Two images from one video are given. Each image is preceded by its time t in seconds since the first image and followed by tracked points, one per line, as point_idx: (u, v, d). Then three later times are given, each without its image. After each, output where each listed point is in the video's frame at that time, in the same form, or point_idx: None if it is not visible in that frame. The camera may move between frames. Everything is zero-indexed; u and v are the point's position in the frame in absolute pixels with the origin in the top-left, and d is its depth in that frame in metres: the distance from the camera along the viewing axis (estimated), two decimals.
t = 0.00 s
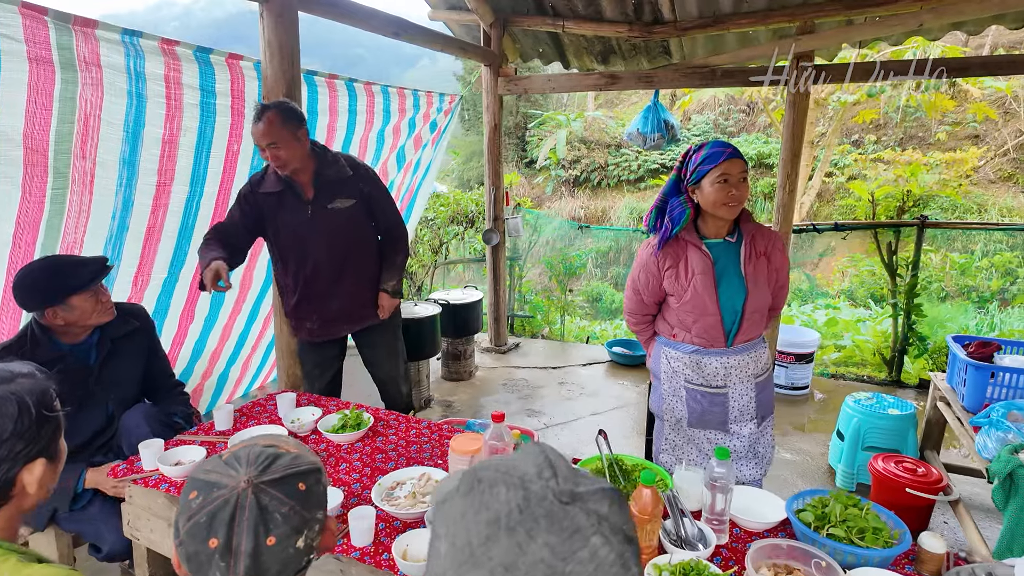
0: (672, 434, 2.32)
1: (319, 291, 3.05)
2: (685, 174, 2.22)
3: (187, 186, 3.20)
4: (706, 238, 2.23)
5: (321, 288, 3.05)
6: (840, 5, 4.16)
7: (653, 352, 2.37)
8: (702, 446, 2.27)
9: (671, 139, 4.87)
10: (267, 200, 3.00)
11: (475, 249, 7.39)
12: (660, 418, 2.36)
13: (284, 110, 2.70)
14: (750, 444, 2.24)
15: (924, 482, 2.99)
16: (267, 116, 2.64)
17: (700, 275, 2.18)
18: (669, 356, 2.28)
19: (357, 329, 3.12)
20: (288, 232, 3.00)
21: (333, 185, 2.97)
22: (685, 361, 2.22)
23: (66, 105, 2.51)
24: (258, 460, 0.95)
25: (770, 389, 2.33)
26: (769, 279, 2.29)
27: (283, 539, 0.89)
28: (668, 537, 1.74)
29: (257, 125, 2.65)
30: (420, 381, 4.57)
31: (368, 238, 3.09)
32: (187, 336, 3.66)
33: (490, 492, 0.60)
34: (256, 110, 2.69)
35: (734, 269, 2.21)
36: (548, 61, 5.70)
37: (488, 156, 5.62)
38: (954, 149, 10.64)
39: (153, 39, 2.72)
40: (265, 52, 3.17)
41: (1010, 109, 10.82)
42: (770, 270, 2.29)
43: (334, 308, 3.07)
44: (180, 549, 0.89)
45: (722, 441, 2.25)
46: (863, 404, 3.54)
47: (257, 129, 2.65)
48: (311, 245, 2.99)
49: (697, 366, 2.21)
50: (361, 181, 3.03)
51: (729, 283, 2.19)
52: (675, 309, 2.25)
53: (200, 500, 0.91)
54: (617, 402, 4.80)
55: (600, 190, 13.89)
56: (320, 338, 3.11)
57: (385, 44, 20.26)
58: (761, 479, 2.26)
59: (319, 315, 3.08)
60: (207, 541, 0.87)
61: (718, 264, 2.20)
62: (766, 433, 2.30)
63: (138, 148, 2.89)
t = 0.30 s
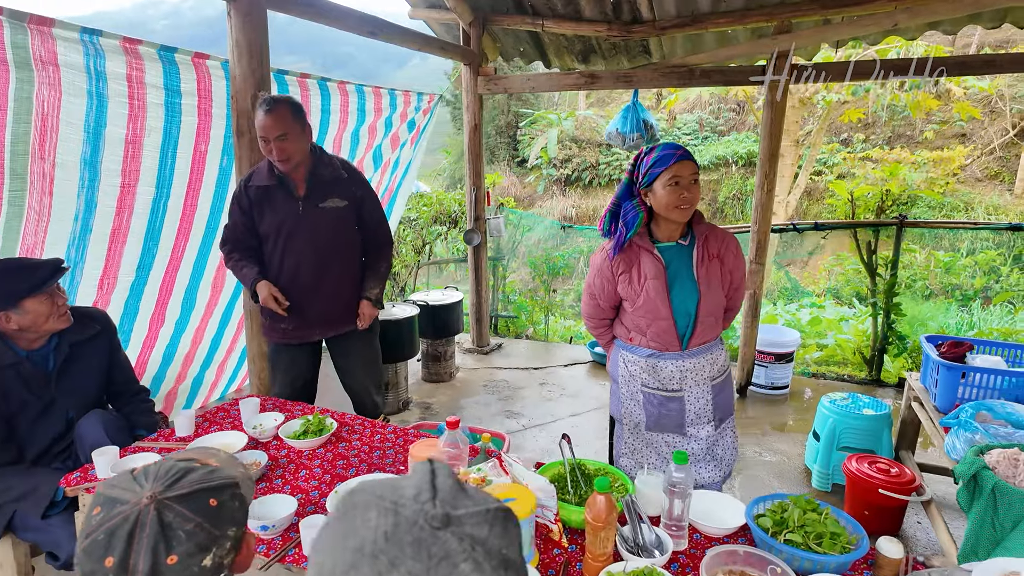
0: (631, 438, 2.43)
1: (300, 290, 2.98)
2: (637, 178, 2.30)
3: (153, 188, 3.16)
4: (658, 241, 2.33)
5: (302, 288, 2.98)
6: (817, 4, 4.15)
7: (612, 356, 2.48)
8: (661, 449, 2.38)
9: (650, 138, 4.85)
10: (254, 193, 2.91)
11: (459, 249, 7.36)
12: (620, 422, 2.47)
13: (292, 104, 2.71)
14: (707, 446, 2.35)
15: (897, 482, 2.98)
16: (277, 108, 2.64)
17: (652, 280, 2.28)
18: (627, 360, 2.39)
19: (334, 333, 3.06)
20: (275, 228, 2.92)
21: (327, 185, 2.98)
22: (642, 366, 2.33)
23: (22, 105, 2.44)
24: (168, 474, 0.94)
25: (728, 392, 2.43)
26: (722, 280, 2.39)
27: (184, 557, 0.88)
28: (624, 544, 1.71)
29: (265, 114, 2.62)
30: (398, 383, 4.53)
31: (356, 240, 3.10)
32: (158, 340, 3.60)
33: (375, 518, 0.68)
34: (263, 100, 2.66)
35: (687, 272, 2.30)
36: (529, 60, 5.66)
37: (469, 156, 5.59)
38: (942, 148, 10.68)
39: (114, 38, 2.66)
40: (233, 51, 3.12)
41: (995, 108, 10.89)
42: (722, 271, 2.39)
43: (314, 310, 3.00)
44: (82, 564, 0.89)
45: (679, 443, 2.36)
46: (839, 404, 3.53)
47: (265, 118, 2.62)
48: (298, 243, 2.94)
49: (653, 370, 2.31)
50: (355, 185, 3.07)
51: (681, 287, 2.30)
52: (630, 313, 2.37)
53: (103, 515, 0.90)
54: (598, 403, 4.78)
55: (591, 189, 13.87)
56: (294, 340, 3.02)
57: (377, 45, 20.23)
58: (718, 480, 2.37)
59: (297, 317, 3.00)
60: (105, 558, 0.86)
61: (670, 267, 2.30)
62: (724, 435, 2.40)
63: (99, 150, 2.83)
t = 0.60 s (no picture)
0: (586, 442, 2.42)
1: (275, 288, 2.94)
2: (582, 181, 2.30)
3: (110, 189, 3.12)
4: (606, 247, 2.34)
5: (276, 287, 2.95)
6: (788, 4, 4.14)
7: (565, 361, 2.48)
8: (617, 451, 2.39)
9: (624, 138, 4.84)
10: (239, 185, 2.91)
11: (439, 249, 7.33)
12: (574, 427, 2.45)
13: (273, 106, 2.70)
14: (662, 445, 2.36)
15: (862, 483, 2.97)
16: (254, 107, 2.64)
17: (602, 287, 2.28)
18: (579, 366, 2.38)
19: (305, 335, 3.02)
20: (255, 222, 2.91)
21: (311, 187, 2.94)
22: (594, 370, 2.32)
23: None
24: (45, 491, 0.92)
25: (680, 391, 2.44)
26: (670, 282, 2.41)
27: None
28: (563, 551, 1.69)
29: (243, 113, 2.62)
30: (371, 385, 4.50)
31: (337, 245, 3.05)
32: (122, 343, 3.56)
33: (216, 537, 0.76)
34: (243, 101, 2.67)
35: (636, 277, 2.32)
36: (506, 60, 5.63)
37: (445, 155, 5.56)
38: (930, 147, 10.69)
39: (66, 37, 2.60)
40: (193, 51, 3.06)
41: (983, 106, 10.91)
42: (670, 274, 2.41)
43: (286, 310, 2.96)
44: None
45: (634, 444, 2.37)
46: (807, 405, 3.52)
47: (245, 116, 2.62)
48: (276, 241, 2.91)
49: (605, 374, 2.31)
50: (343, 191, 3.03)
51: (630, 293, 2.31)
52: (582, 320, 2.37)
53: None
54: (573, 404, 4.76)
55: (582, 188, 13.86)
56: (264, 337, 2.99)
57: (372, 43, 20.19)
58: (672, 478, 2.39)
59: (268, 315, 2.96)
60: None
61: (619, 273, 2.31)
62: (679, 435, 2.42)
63: (52, 151, 2.80)
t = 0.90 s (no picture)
0: (558, 445, 2.40)
1: (241, 294, 2.93)
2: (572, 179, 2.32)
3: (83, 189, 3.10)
4: (587, 249, 2.33)
5: (241, 293, 2.93)
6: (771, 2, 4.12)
7: (545, 361, 2.47)
8: (588, 455, 2.36)
9: (609, 136, 4.82)
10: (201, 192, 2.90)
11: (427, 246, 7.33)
12: (548, 427, 2.44)
13: (224, 110, 2.61)
14: (633, 453, 2.32)
15: (839, 484, 2.95)
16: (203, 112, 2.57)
17: (578, 289, 2.27)
18: (556, 367, 2.37)
19: (275, 340, 2.99)
20: (217, 230, 2.90)
21: (268, 193, 2.85)
22: (569, 373, 2.30)
23: None
24: None
25: (656, 400, 2.40)
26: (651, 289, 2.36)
27: None
28: (523, 556, 1.66)
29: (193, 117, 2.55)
30: (353, 386, 4.50)
31: (301, 250, 2.98)
32: (101, 344, 3.54)
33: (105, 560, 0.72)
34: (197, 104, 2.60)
35: (613, 282, 2.28)
36: (492, 57, 5.58)
37: (431, 153, 5.54)
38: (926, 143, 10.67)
39: (35, 37, 2.57)
40: (166, 50, 3.02)
41: (979, 102, 10.89)
42: (652, 281, 2.37)
43: (253, 315, 2.95)
44: None
45: (606, 451, 2.33)
46: (787, 405, 3.51)
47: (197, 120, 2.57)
48: (238, 248, 2.88)
49: (579, 378, 2.29)
50: (300, 195, 2.92)
51: (606, 298, 2.28)
52: (559, 321, 2.35)
53: None
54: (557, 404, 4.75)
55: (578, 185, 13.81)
56: (235, 342, 2.99)
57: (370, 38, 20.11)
58: (642, 487, 2.34)
59: (237, 320, 2.96)
60: None
61: (597, 277, 2.28)
62: (653, 444, 2.37)
63: (22, 151, 2.78)
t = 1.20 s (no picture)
0: (553, 439, 2.40)
1: (198, 306, 2.92)
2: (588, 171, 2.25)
3: (64, 182, 3.07)
4: (591, 244, 2.28)
5: (200, 305, 2.93)
6: None
7: (547, 353, 2.48)
8: (579, 454, 2.34)
9: (601, 130, 4.81)
10: (125, 215, 2.78)
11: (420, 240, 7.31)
12: (546, 420, 2.45)
13: (126, 132, 2.42)
14: (625, 456, 2.28)
15: (827, 480, 2.95)
16: (103, 141, 2.36)
17: (576, 284, 2.24)
18: (554, 362, 2.37)
19: (249, 341, 3.04)
20: (156, 250, 2.83)
21: (194, 204, 2.73)
22: (563, 368, 2.30)
23: None
24: None
25: (655, 404, 2.33)
26: (653, 292, 2.28)
27: None
28: (503, 553, 1.66)
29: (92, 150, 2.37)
30: (344, 380, 4.50)
31: (249, 251, 2.92)
32: (89, 338, 3.52)
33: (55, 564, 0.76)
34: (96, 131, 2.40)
35: (612, 282, 2.23)
36: (485, 50, 5.55)
37: (423, 147, 5.53)
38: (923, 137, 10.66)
39: (16, 29, 2.57)
40: (150, 42, 2.99)
41: (976, 96, 10.87)
42: (655, 283, 2.28)
43: (218, 325, 2.95)
44: None
45: (597, 450, 2.30)
46: (776, 400, 3.50)
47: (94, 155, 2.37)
48: (181, 263, 2.83)
49: (574, 375, 2.27)
50: (231, 197, 2.80)
51: (603, 297, 2.23)
52: (558, 316, 2.34)
53: None
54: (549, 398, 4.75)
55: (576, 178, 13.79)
56: (206, 353, 3.02)
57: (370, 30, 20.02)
58: (632, 493, 2.29)
59: (202, 334, 2.98)
60: None
61: (595, 274, 2.24)
62: (647, 450, 2.31)
63: None
